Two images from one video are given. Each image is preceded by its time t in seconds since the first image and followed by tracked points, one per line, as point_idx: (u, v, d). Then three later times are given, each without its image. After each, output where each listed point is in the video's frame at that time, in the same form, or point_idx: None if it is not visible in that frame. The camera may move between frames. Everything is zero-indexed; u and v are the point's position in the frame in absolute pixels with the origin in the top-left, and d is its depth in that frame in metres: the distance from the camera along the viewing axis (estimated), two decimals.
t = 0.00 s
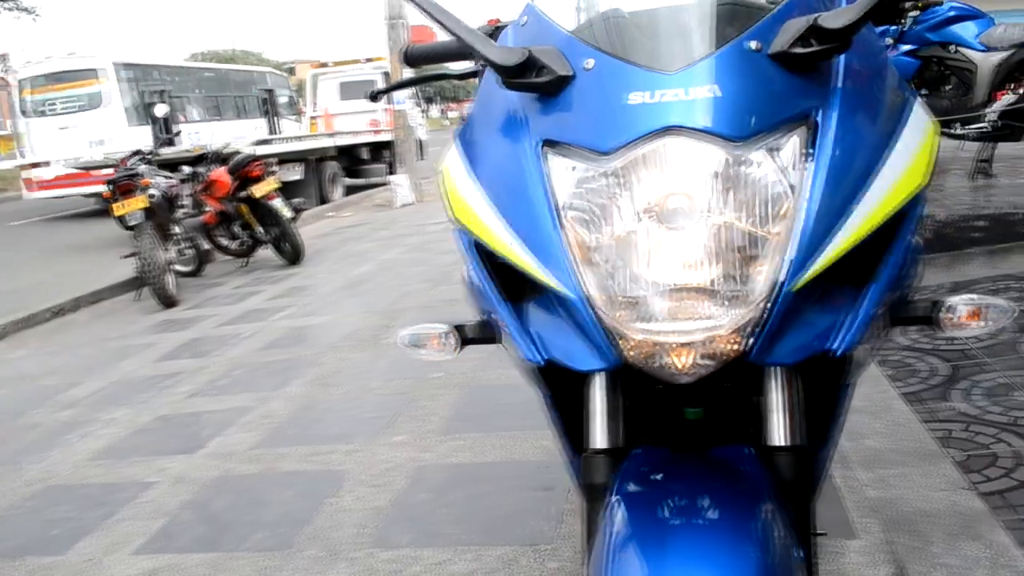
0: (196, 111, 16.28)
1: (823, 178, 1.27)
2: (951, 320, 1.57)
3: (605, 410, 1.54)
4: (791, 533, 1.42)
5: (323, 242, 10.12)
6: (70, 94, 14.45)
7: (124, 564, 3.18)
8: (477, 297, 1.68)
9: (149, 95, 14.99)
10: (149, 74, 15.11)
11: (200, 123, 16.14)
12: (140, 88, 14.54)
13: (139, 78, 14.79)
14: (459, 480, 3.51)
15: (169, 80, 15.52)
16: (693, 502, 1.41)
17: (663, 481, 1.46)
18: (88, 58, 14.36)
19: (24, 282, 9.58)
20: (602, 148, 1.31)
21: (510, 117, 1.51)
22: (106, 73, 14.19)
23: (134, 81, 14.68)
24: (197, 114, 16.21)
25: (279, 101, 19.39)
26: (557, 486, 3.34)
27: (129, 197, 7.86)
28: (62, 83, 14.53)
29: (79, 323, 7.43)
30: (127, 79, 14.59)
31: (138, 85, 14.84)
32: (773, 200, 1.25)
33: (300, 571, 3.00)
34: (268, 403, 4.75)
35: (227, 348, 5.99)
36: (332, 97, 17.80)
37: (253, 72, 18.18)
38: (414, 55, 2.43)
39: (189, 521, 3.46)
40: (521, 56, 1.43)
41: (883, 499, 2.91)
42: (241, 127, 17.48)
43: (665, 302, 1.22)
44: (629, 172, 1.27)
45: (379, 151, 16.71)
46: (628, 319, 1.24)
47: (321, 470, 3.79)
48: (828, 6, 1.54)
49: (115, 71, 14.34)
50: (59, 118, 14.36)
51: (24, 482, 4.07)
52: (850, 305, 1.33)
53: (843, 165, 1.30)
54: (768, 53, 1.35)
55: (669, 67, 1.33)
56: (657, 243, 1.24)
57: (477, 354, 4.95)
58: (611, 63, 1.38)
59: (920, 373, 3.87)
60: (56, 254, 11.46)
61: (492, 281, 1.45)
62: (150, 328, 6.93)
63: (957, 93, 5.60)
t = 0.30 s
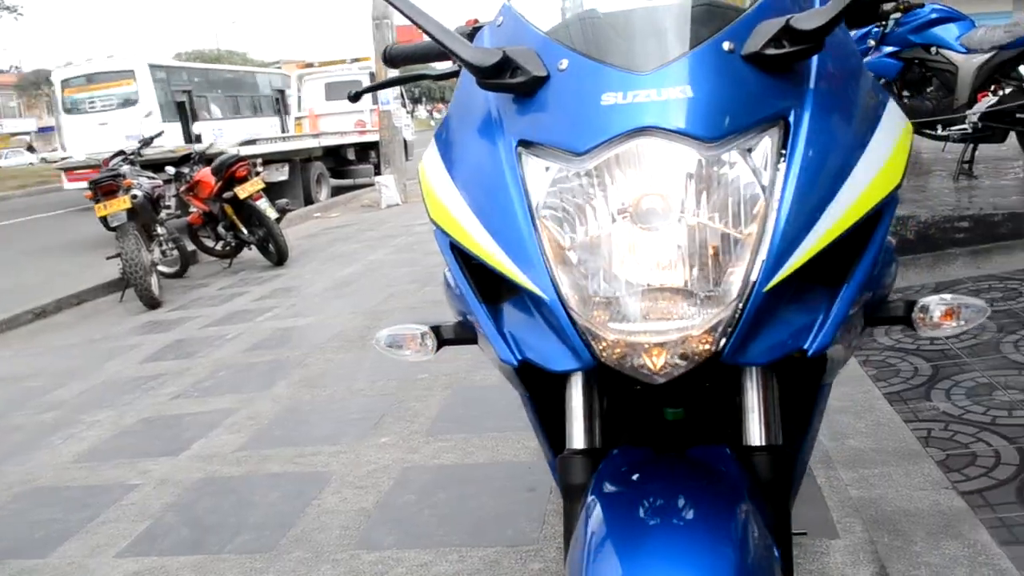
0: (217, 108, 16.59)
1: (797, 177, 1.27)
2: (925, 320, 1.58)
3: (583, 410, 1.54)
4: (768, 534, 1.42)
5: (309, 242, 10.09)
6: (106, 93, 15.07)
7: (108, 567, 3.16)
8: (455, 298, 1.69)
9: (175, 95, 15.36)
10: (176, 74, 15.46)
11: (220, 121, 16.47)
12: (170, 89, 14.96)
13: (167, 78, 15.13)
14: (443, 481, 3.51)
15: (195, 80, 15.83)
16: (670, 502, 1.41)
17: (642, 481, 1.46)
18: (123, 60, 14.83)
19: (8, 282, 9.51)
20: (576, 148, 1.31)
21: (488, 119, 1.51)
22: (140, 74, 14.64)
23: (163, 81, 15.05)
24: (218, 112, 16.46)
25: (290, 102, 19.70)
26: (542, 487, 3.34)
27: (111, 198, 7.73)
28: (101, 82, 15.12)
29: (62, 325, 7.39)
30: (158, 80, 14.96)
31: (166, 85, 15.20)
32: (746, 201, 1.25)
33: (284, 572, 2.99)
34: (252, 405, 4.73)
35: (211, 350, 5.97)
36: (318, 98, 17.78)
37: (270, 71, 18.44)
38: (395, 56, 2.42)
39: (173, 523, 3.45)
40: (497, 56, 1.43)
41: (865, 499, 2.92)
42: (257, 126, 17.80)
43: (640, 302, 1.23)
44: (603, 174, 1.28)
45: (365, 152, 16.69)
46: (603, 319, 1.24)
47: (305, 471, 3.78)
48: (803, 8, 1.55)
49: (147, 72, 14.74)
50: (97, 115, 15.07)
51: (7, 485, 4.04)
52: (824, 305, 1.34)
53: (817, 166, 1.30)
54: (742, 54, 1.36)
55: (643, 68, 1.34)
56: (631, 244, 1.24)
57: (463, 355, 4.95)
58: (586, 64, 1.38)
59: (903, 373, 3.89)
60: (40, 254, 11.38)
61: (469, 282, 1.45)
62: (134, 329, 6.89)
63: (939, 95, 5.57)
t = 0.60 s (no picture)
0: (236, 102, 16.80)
1: (772, 177, 1.28)
2: (902, 320, 1.59)
3: (563, 410, 1.54)
4: (745, 532, 1.43)
5: (294, 241, 10.06)
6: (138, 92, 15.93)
7: (88, 567, 3.15)
8: (434, 297, 1.69)
9: (199, 94, 16.03)
10: (200, 75, 16.22)
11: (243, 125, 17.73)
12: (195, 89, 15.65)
13: (195, 78, 16.03)
14: (427, 481, 3.50)
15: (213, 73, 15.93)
16: (648, 501, 1.41)
17: (621, 480, 1.47)
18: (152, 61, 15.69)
19: None
20: (554, 148, 1.31)
21: (466, 118, 1.51)
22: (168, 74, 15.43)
23: (190, 83, 15.92)
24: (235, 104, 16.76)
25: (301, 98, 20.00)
26: (526, 486, 3.34)
27: (95, 196, 7.69)
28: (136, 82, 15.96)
29: (45, 323, 7.34)
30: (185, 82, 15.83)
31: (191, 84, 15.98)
32: (723, 201, 1.26)
33: (266, 572, 2.98)
34: (236, 404, 4.71)
35: (195, 349, 5.95)
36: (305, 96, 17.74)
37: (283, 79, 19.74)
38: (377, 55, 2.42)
39: (154, 523, 3.43)
40: (475, 55, 1.43)
41: (847, 497, 2.94)
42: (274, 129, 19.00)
43: (616, 302, 1.23)
44: (580, 174, 1.28)
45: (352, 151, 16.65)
46: (579, 319, 1.25)
47: (288, 471, 3.77)
48: (780, 8, 1.56)
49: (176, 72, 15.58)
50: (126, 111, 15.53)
51: None
52: (801, 305, 1.34)
53: (793, 166, 1.31)
54: (718, 54, 1.36)
55: (621, 68, 1.34)
56: (608, 243, 1.24)
57: (448, 355, 4.94)
58: (563, 64, 1.38)
59: (885, 372, 3.92)
60: (24, 252, 11.31)
61: (448, 282, 1.45)
62: (118, 328, 6.85)
63: (922, 96, 5.62)
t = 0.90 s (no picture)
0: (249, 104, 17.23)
1: (750, 179, 1.29)
2: (879, 322, 1.60)
3: (544, 412, 1.54)
4: (725, 533, 1.43)
5: (279, 243, 10.02)
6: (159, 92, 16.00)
7: (69, 572, 3.12)
8: (414, 300, 1.69)
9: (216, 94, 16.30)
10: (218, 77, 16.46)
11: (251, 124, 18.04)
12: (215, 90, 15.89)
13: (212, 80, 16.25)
14: (410, 484, 3.50)
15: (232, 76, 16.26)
16: (628, 502, 1.42)
17: (601, 481, 1.47)
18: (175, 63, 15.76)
19: None
20: (533, 150, 1.32)
21: (446, 121, 1.51)
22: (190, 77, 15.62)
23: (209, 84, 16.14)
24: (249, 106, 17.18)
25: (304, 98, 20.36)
26: (509, 489, 3.34)
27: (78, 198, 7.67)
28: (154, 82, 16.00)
29: (26, 326, 7.28)
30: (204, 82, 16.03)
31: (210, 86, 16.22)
32: (700, 204, 1.26)
33: None
34: (219, 407, 4.69)
35: (179, 351, 5.92)
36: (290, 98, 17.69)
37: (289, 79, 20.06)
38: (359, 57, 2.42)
39: (136, 527, 3.41)
40: (455, 57, 1.43)
41: (830, 498, 2.95)
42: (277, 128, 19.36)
43: (595, 304, 1.23)
44: (559, 176, 1.28)
45: (337, 152, 16.61)
46: (557, 321, 1.25)
47: (271, 474, 3.75)
48: (758, 11, 1.57)
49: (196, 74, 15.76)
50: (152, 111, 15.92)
51: None
52: (778, 307, 1.35)
53: (771, 168, 1.32)
54: (696, 57, 1.37)
55: (599, 71, 1.35)
56: (587, 245, 1.25)
57: (432, 357, 4.94)
58: (543, 66, 1.39)
59: (868, 373, 3.94)
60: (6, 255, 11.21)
61: (428, 284, 1.45)
62: (100, 331, 6.80)
63: (905, 100, 5.65)
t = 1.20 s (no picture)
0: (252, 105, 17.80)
1: (727, 182, 1.29)
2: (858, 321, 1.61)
3: (525, 414, 1.55)
4: (705, 534, 1.44)
5: (263, 247, 9.99)
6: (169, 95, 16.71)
7: None
8: (394, 303, 1.69)
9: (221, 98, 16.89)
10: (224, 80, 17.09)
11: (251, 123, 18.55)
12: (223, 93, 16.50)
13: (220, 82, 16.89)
14: (396, 487, 3.49)
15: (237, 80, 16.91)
16: (609, 504, 1.42)
17: (582, 483, 1.48)
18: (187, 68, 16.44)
19: None
20: (511, 153, 1.32)
21: (425, 124, 1.51)
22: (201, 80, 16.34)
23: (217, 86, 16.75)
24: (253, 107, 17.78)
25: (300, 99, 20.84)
26: (495, 491, 3.33)
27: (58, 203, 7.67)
28: (168, 86, 16.67)
29: (7, 331, 7.22)
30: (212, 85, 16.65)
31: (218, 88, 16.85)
32: (677, 206, 1.27)
33: None
34: (203, 412, 4.67)
35: (163, 356, 5.89)
36: (274, 100, 17.65)
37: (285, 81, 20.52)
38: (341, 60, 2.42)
39: (120, 533, 3.38)
40: (433, 61, 1.44)
41: (813, 497, 2.97)
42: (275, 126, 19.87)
43: (574, 307, 1.24)
44: (537, 179, 1.29)
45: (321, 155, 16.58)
46: (536, 323, 1.25)
47: (257, 479, 3.74)
48: (735, 13, 1.58)
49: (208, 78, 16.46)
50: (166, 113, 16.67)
51: None
52: (756, 308, 1.36)
53: (748, 170, 1.32)
54: (674, 60, 1.37)
55: (576, 74, 1.36)
56: (565, 247, 1.25)
57: (417, 360, 4.93)
58: (520, 70, 1.39)
59: (850, 373, 3.96)
60: None
61: (408, 288, 1.45)
62: (82, 336, 6.76)
63: (887, 100, 5.60)
